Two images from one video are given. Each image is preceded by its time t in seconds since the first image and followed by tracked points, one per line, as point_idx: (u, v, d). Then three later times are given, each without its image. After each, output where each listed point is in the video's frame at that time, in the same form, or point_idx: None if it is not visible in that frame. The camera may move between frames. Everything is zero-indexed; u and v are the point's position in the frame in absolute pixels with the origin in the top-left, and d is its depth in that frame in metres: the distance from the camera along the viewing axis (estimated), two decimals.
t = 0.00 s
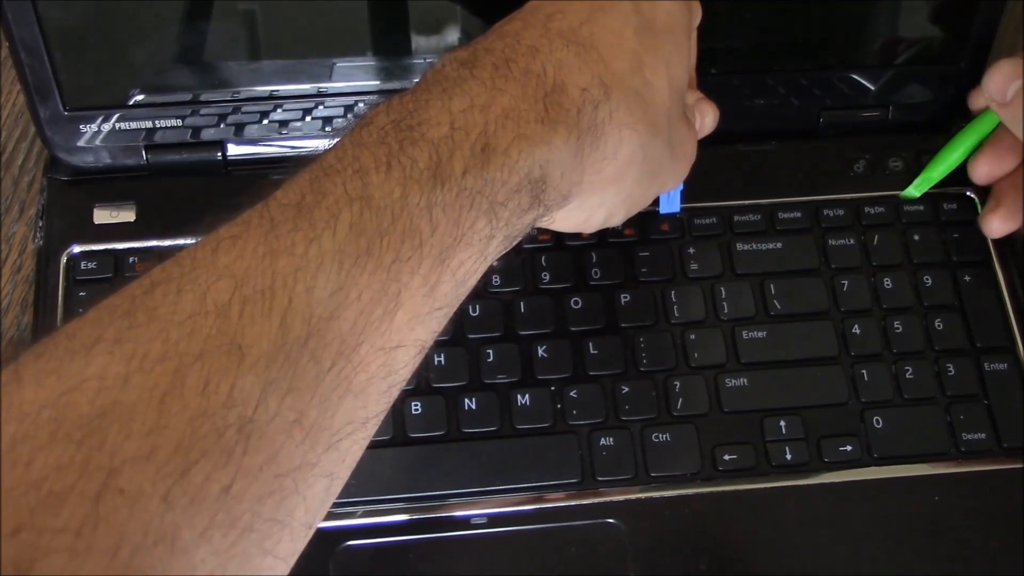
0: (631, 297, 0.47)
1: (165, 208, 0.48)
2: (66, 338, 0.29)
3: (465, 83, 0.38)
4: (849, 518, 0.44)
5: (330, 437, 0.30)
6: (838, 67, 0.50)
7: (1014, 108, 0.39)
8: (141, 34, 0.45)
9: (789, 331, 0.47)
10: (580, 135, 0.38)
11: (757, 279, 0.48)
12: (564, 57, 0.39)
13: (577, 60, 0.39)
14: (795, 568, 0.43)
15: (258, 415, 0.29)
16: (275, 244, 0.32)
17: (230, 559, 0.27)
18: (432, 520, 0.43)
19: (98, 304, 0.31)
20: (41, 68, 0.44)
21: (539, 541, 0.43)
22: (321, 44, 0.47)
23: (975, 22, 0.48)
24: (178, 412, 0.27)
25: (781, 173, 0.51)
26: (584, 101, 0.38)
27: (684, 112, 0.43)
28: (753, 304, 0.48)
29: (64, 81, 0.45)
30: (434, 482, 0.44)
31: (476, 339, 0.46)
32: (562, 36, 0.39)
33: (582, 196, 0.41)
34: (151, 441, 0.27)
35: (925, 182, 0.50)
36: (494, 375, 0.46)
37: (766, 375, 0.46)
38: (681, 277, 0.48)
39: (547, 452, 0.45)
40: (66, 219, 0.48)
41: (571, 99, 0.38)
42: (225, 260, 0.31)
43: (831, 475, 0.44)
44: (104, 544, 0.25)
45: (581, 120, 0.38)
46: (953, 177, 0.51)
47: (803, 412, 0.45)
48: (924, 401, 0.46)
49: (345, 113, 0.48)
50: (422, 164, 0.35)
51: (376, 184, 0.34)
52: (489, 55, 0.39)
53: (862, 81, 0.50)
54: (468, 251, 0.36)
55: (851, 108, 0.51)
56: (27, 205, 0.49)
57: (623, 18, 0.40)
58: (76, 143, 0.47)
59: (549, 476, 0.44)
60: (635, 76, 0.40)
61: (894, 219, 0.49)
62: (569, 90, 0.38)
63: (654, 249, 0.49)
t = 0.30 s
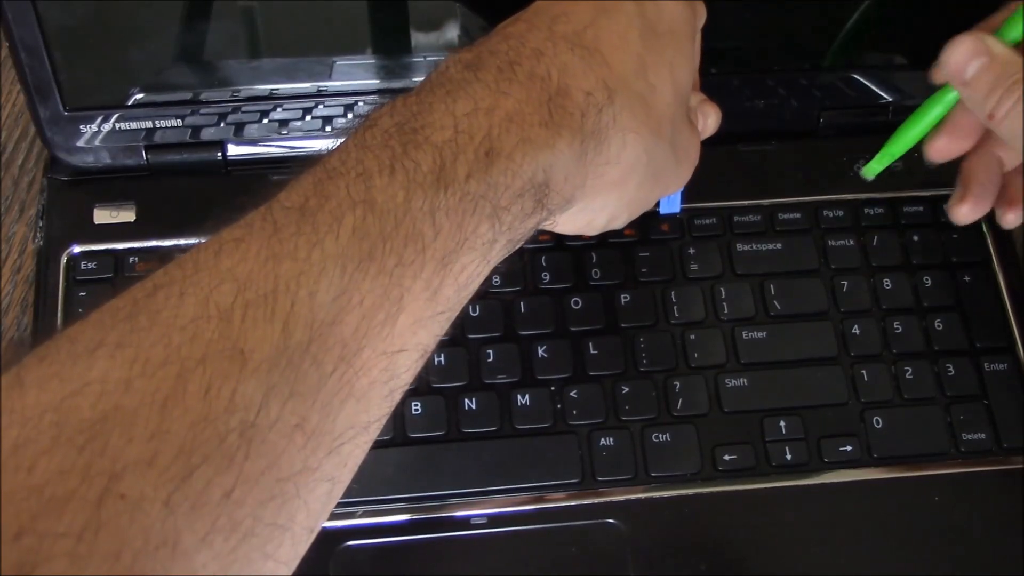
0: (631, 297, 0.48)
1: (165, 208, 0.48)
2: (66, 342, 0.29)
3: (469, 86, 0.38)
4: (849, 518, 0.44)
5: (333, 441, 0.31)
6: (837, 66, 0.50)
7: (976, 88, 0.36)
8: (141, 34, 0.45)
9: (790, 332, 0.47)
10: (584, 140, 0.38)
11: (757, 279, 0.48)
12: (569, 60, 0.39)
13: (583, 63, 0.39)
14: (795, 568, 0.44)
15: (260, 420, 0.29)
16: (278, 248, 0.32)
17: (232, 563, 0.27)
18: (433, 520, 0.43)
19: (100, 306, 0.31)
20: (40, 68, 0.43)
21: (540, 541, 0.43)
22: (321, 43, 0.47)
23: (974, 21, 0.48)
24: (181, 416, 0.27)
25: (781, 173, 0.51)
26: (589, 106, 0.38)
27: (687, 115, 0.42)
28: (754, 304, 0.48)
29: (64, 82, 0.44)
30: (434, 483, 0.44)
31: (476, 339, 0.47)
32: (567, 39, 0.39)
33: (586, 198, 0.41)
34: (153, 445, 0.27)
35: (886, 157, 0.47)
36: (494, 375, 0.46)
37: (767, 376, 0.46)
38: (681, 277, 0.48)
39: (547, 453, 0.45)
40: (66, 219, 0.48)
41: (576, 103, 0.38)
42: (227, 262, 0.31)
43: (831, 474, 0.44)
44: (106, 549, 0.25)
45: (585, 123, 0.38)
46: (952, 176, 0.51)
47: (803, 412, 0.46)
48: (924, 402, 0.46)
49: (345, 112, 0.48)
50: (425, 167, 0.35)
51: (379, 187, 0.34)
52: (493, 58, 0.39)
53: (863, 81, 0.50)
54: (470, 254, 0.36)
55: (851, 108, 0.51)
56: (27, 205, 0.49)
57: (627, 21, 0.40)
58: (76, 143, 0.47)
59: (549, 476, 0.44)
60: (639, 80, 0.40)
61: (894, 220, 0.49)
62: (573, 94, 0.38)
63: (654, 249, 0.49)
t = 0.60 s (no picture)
0: (631, 297, 0.48)
1: (165, 208, 0.48)
2: (64, 343, 0.29)
3: (469, 87, 0.38)
4: (849, 519, 0.44)
5: (329, 444, 0.31)
6: (837, 67, 0.50)
7: (936, 117, 0.39)
8: (141, 34, 0.45)
9: (789, 332, 0.47)
10: (583, 142, 0.38)
11: (757, 279, 0.48)
12: (569, 62, 0.39)
13: (582, 65, 0.39)
14: (795, 568, 0.43)
15: (257, 422, 0.29)
16: (276, 250, 0.32)
17: (230, 563, 0.28)
18: (432, 520, 0.43)
19: (100, 307, 0.31)
20: (40, 68, 0.43)
21: (540, 541, 0.43)
22: (321, 43, 0.47)
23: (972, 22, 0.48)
24: (177, 418, 0.27)
25: (782, 173, 0.51)
26: (588, 108, 0.38)
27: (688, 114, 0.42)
28: (753, 304, 0.48)
29: (64, 82, 0.44)
30: (434, 483, 0.44)
31: (476, 339, 0.47)
32: (567, 41, 0.39)
33: (586, 200, 0.41)
34: (149, 448, 0.27)
35: (851, 182, 0.48)
36: (494, 375, 0.46)
37: (766, 376, 0.46)
38: (681, 277, 0.48)
39: (547, 453, 0.45)
40: (66, 219, 0.48)
41: (575, 105, 0.38)
42: (226, 264, 0.31)
43: (831, 474, 0.44)
44: (102, 551, 0.25)
45: (585, 125, 0.38)
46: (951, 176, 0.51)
47: (803, 412, 0.46)
48: (924, 402, 0.46)
49: (345, 113, 0.48)
50: (424, 169, 0.35)
51: (377, 188, 0.34)
52: (494, 59, 0.39)
53: (863, 82, 0.50)
54: (469, 256, 0.36)
55: (851, 108, 0.51)
56: (27, 205, 0.49)
57: (627, 22, 0.40)
58: (76, 143, 0.47)
59: (549, 477, 0.44)
60: (639, 82, 0.39)
61: (892, 221, 0.49)
62: (573, 96, 0.38)
63: (653, 249, 0.49)
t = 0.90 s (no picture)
0: (631, 297, 0.48)
1: (165, 208, 0.48)
2: (65, 339, 0.29)
3: (472, 86, 0.38)
4: (849, 519, 0.44)
5: (328, 441, 0.31)
6: (838, 67, 0.50)
7: (908, 187, 0.37)
8: (141, 34, 0.45)
9: (790, 332, 0.47)
10: (585, 141, 0.38)
11: (757, 279, 0.48)
12: (572, 62, 0.39)
13: (585, 65, 0.39)
14: (795, 568, 0.43)
15: (256, 419, 0.29)
16: (277, 248, 0.32)
17: (227, 561, 0.28)
18: (433, 520, 0.43)
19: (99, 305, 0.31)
20: (41, 68, 0.43)
21: (540, 541, 0.43)
22: (321, 43, 0.47)
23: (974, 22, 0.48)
24: (177, 415, 0.28)
25: (782, 173, 0.51)
26: (591, 107, 0.38)
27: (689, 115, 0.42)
28: (754, 305, 0.48)
29: (64, 82, 0.45)
30: (434, 483, 0.44)
31: (476, 339, 0.46)
32: (569, 41, 0.39)
33: (587, 200, 0.41)
34: (149, 444, 0.27)
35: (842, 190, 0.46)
36: (494, 375, 0.46)
37: (766, 376, 0.46)
38: (681, 277, 0.48)
39: (547, 452, 0.45)
40: (66, 219, 0.48)
41: (578, 104, 0.38)
42: (226, 261, 0.31)
43: (831, 474, 0.45)
44: (100, 547, 0.25)
45: (587, 124, 0.38)
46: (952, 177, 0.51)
47: (803, 412, 0.46)
48: (924, 402, 0.46)
49: (345, 113, 0.48)
50: (425, 167, 0.35)
51: (379, 187, 0.34)
52: (498, 57, 0.39)
53: (863, 81, 0.50)
54: (469, 255, 0.36)
55: (851, 108, 0.51)
56: (27, 205, 0.49)
57: (631, 21, 0.40)
58: (76, 143, 0.47)
59: (549, 477, 0.44)
60: (643, 81, 0.39)
61: (893, 220, 0.49)
62: (576, 94, 0.38)
63: (654, 249, 0.49)
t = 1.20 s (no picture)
0: (631, 297, 0.48)
1: (165, 208, 0.48)
2: (63, 337, 0.29)
3: (471, 85, 0.38)
4: (848, 519, 0.44)
5: (325, 439, 0.31)
6: (838, 67, 0.50)
7: (892, 259, 0.39)
8: (140, 34, 0.45)
9: (790, 333, 0.47)
10: (585, 141, 0.38)
11: (757, 280, 0.48)
12: (572, 61, 0.39)
13: (587, 65, 0.39)
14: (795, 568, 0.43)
15: (251, 419, 0.29)
16: (275, 247, 0.32)
17: (222, 560, 0.28)
18: (433, 521, 0.43)
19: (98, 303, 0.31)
20: (41, 68, 0.44)
21: (540, 541, 0.43)
22: (321, 44, 0.47)
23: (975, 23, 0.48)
24: (172, 413, 0.28)
25: (781, 174, 0.51)
26: (591, 107, 0.38)
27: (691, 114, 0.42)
28: (754, 305, 0.48)
29: (64, 82, 0.45)
30: (435, 483, 0.44)
31: (476, 339, 0.47)
32: (570, 41, 0.39)
33: (587, 200, 0.41)
34: (143, 442, 0.27)
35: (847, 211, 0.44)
36: (494, 376, 0.46)
37: (767, 376, 0.46)
38: (681, 278, 0.48)
39: (547, 453, 0.45)
40: (66, 219, 0.48)
41: (577, 103, 0.38)
42: (224, 260, 0.31)
43: (831, 475, 0.45)
44: (93, 545, 0.25)
45: (587, 124, 0.38)
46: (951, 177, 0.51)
47: (803, 412, 0.46)
48: (923, 402, 0.46)
49: (345, 113, 0.49)
50: (424, 167, 0.35)
51: (376, 186, 0.34)
52: (498, 57, 0.39)
53: (863, 81, 0.50)
54: (468, 254, 0.36)
55: (851, 108, 0.51)
56: (27, 205, 0.49)
57: (632, 22, 0.40)
58: (76, 143, 0.47)
59: (549, 477, 0.44)
60: (643, 81, 0.39)
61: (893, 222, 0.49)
62: (576, 94, 0.38)
63: (654, 250, 0.49)
